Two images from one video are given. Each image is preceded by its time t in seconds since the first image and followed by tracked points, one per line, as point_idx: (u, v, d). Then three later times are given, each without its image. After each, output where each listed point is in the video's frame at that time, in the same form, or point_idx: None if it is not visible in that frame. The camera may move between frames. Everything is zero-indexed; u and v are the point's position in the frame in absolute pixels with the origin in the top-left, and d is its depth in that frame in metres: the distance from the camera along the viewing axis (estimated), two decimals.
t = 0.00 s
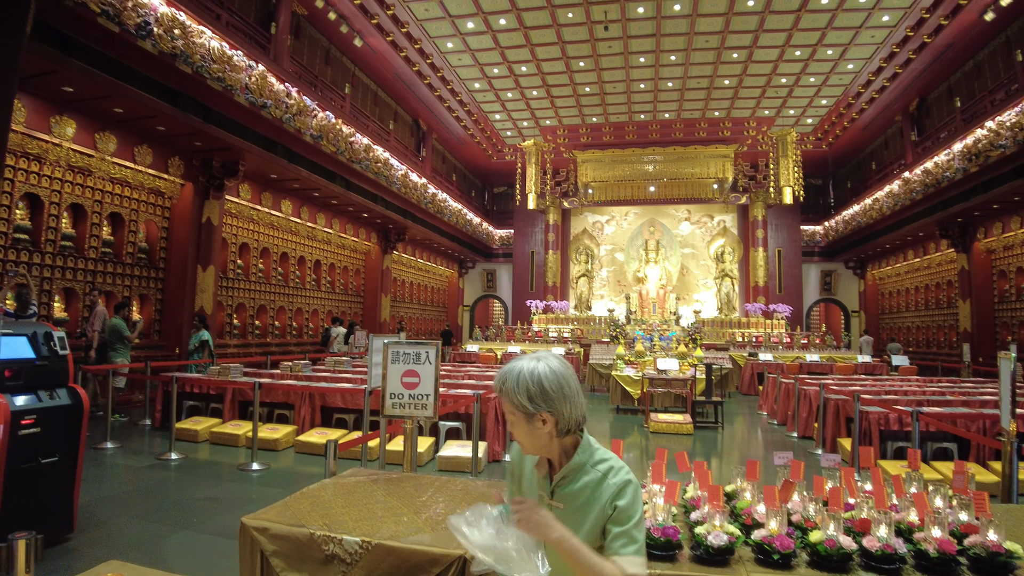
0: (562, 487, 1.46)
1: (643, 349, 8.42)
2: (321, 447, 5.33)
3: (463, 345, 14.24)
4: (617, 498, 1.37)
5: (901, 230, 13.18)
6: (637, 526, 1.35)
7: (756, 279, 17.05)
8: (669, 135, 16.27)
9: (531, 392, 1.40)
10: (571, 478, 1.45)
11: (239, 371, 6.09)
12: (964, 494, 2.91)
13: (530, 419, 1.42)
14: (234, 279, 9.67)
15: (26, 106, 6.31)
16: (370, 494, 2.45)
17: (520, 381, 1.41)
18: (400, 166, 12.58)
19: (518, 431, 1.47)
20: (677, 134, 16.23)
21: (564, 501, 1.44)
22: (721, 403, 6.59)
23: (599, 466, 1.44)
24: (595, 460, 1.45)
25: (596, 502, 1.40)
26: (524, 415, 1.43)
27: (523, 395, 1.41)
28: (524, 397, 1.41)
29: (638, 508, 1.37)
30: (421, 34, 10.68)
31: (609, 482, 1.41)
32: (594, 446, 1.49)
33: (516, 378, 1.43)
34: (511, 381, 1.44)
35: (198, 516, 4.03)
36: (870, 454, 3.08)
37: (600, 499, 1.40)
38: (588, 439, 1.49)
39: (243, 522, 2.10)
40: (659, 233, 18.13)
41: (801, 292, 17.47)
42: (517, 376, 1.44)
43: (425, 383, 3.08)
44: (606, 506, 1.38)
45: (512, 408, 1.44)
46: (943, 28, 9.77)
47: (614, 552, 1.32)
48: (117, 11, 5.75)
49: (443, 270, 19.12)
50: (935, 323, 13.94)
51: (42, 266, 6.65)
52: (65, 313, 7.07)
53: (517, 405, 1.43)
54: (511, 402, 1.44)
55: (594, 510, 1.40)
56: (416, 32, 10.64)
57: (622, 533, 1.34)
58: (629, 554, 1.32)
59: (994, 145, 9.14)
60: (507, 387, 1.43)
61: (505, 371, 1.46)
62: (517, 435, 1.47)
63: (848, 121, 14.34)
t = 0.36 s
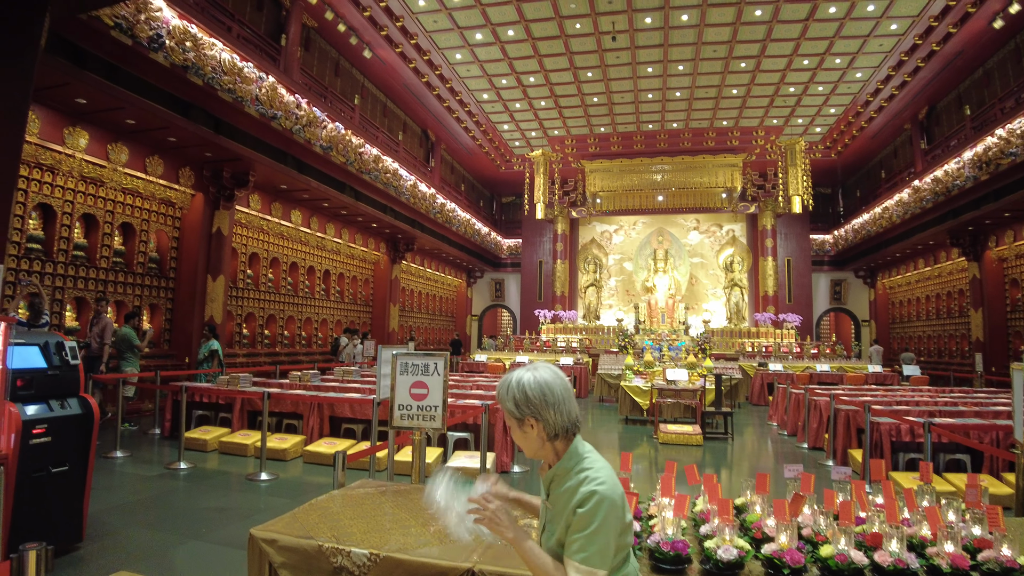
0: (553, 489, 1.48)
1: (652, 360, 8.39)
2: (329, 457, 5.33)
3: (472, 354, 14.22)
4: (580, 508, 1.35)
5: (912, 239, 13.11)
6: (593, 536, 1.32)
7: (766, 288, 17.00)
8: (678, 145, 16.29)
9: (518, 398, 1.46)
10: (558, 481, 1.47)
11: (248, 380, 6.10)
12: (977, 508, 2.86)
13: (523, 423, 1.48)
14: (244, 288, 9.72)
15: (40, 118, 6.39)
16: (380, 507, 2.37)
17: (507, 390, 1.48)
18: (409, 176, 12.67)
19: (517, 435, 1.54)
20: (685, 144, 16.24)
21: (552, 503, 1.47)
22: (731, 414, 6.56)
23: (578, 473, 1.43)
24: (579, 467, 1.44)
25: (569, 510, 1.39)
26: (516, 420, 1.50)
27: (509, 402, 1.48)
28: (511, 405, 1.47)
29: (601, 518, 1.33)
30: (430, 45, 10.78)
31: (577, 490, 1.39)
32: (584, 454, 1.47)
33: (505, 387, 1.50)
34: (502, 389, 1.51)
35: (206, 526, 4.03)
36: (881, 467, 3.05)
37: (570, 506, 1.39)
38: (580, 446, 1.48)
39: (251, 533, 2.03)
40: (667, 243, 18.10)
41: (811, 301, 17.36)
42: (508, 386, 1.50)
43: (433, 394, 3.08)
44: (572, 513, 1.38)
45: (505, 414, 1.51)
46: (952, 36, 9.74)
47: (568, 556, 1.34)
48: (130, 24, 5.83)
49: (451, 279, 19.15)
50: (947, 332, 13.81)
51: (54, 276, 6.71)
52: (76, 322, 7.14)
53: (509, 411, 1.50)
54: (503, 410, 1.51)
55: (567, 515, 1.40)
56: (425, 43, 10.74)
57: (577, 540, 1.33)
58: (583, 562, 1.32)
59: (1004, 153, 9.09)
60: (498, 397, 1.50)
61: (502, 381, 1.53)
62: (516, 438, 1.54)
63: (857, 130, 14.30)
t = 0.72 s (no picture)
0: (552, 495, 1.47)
1: (659, 371, 8.37)
2: (334, 469, 5.32)
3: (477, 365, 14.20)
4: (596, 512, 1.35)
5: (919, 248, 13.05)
6: (615, 538, 1.33)
7: (772, 298, 16.96)
8: (683, 155, 16.33)
9: (553, 405, 1.45)
10: (557, 487, 1.45)
11: (253, 391, 6.11)
12: (987, 522, 2.82)
13: (550, 430, 1.45)
14: (250, 299, 9.75)
15: (50, 129, 6.46)
16: (383, 520, 2.17)
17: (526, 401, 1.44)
18: (415, 188, 12.73)
19: (527, 445, 1.49)
20: (690, 154, 16.28)
21: (553, 510, 1.45)
22: (738, 426, 6.52)
23: (577, 479, 1.42)
24: (576, 473, 1.44)
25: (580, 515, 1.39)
26: (538, 428, 1.45)
27: (544, 409, 1.44)
28: (544, 411, 1.43)
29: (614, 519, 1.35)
30: (436, 57, 10.86)
31: (588, 495, 1.38)
32: (579, 459, 1.47)
33: (522, 399, 1.45)
34: (532, 398, 1.44)
35: (210, 537, 4.01)
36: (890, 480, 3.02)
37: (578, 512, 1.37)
38: (574, 452, 1.49)
39: (256, 546, 1.90)
40: (673, 253, 18.08)
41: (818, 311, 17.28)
42: (538, 394, 1.46)
43: (438, 406, 3.06)
44: (582, 518, 1.37)
45: (530, 423, 1.45)
46: (957, 46, 9.75)
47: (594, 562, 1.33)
48: (140, 37, 5.90)
49: (456, 289, 19.17)
50: (955, 342, 13.71)
51: (61, 285, 6.76)
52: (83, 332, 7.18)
53: (534, 420, 1.44)
54: (529, 417, 1.44)
55: (574, 519, 1.39)
56: (431, 55, 10.82)
57: (600, 545, 1.33)
58: (607, 566, 1.32)
59: (1011, 162, 9.08)
60: (528, 405, 1.44)
61: (523, 388, 1.47)
62: (524, 448, 1.49)
63: (863, 140, 14.29)
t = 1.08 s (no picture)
0: (558, 516, 1.43)
1: (663, 382, 8.34)
2: (338, 480, 5.30)
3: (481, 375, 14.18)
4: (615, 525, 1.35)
5: (924, 257, 13.02)
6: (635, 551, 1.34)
7: (777, 308, 16.93)
8: (687, 165, 16.37)
9: (567, 420, 1.46)
10: (567, 507, 1.41)
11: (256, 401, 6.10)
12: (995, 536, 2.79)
13: (559, 446, 1.44)
14: (255, 309, 9.77)
15: (57, 140, 6.51)
16: (385, 531, 2.15)
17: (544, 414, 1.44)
18: (420, 199, 12.78)
19: (535, 460, 1.45)
20: (694, 164, 16.31)
21: (564, 530, 1.40)
22: (743, 437, 6.49)
23: (592, 496, 1.39)
24: (587, 491, 1.42)
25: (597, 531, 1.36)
26: (551, 443, 1.44)
27: (559, 423, 1.44)
28: (559, 425, 1.44)
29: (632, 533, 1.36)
30: (440, 68, 10.93)
31: (609, 511, 1.36)
32: (589, 478, 1.45)
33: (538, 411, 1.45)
34: (548, 409, 1.45)
35: (213, 548, 3.99)
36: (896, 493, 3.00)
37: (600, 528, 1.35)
38: (581, 471, 1.47)
39: (257, 558, 1.84)
40: (677, 263, 18.06)
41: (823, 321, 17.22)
42: (553, 407, 1.47)
43: (442, 418, 3.06)
44: (604, 534, 1.35)
45: (544, 435, 1.44)
46: (960, 55, 9.76)
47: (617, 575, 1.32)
48: (146, 49, 5.95)
49: (460, 299, 19.18)
50: (961, 352, 13.64)
51: (67, 295, 6.80)
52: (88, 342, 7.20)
53: (547, 433, 1.44)
54: (544, 430, 1.43)
55: (592, 537, 1.36)
56: (435, 67, 10.90)
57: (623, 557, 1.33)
58: None
59: (1015, 171, 9.08)
60: (544, 416, 1.44)
61: (536, 401, 1.48)
62: (532, 463, 1.45)
63: (866, 150, 14.30)
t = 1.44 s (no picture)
0: (572, 546, 1.37)
1: (666, 392, 8.31)
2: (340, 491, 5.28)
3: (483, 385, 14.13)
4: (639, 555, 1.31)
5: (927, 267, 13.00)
6: None
7: (780, 318, 16.90)
8: (689, 176, 16.41)
9: (589, 443, 1.37)
10: (584, 539, 1.36)
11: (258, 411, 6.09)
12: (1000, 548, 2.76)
13: (580, 473, 1.36)
14: (257, 318, 9.78)
15: (62, 151, 6.55)
16: (387, 543, 2.14)
17: (566, 437, 1.34)
18: (422, 209, 12.82)
19: (553, 491, 1.36)
20: (696, 175, 16.35)
21: (581, 561, 1.34)
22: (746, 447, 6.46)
23: (613, 527, 1.35)
24: (604, 520, 1.38)
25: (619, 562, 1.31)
26: (571, 471, 1.35)
27: (581, 448, 1.35)
28: (581, 450, 1.35)
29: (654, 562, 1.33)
30: (443, 79, 11.01)
31: (631, 540, 1.33)
32: (602, 505, 1.41)
33: (560, 435, 1.34)
34: (569, 434, 1.36)
35: (213, 560, 3.96)
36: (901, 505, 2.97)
37: (623, 559, 1.30)
38: (595, 498, 1.42)
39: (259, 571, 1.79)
40: (680, 272, 18.04)
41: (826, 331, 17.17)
42: (572, 429, 1.38)
43: (444, 430, 3.05)
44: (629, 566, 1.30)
45: (566, 463, 1.34)
46: (961, 64, 9.78)
47: None
48: (151, 60, 5.99)
49: (463, 309, 19.18)
50: (966, 361, 13.57)
51: (70, 305, 6.81)
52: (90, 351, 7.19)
53: (568, 460, 1.34)
54: (564, 457, 1.34)
55: (615, 569, 1.31)
56: (438, 78, 10.97)
57: None
58: None
59: (1018, 181, 9.10)
60: (565, 442, 1.34)
61: (553, 424, 1.37)
62: (550, 495, 1.36)
63: (868, 159, 14.32)
